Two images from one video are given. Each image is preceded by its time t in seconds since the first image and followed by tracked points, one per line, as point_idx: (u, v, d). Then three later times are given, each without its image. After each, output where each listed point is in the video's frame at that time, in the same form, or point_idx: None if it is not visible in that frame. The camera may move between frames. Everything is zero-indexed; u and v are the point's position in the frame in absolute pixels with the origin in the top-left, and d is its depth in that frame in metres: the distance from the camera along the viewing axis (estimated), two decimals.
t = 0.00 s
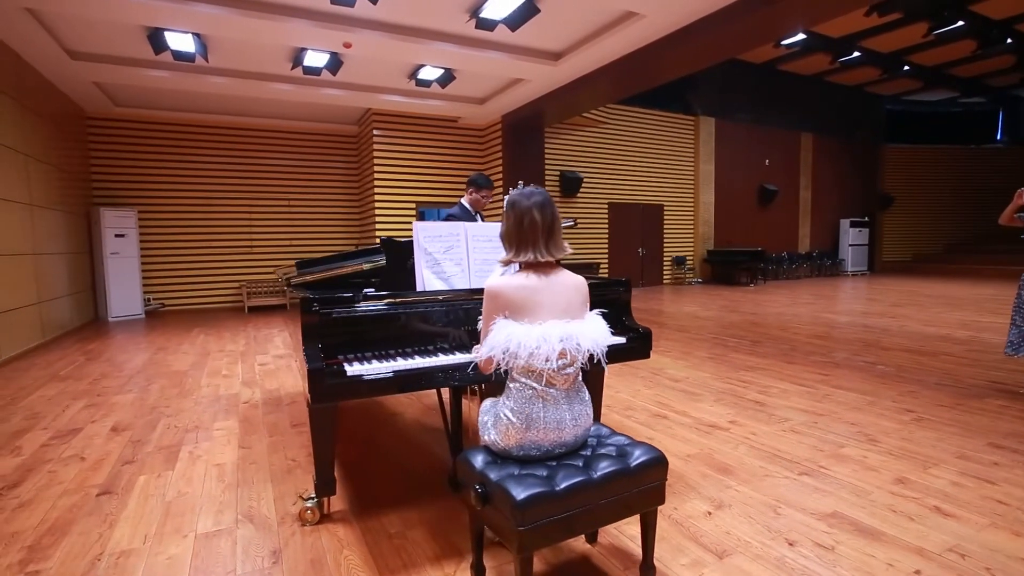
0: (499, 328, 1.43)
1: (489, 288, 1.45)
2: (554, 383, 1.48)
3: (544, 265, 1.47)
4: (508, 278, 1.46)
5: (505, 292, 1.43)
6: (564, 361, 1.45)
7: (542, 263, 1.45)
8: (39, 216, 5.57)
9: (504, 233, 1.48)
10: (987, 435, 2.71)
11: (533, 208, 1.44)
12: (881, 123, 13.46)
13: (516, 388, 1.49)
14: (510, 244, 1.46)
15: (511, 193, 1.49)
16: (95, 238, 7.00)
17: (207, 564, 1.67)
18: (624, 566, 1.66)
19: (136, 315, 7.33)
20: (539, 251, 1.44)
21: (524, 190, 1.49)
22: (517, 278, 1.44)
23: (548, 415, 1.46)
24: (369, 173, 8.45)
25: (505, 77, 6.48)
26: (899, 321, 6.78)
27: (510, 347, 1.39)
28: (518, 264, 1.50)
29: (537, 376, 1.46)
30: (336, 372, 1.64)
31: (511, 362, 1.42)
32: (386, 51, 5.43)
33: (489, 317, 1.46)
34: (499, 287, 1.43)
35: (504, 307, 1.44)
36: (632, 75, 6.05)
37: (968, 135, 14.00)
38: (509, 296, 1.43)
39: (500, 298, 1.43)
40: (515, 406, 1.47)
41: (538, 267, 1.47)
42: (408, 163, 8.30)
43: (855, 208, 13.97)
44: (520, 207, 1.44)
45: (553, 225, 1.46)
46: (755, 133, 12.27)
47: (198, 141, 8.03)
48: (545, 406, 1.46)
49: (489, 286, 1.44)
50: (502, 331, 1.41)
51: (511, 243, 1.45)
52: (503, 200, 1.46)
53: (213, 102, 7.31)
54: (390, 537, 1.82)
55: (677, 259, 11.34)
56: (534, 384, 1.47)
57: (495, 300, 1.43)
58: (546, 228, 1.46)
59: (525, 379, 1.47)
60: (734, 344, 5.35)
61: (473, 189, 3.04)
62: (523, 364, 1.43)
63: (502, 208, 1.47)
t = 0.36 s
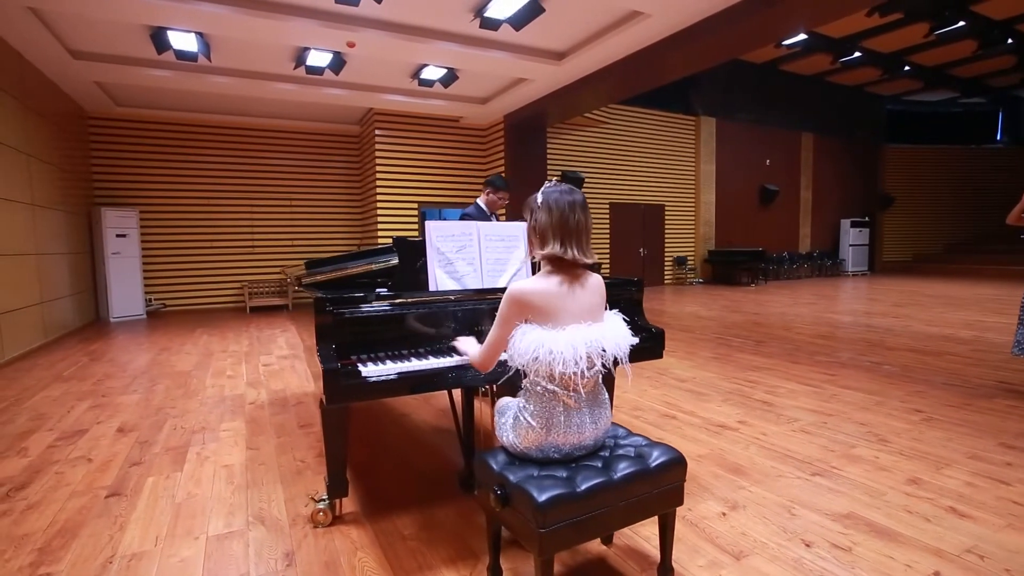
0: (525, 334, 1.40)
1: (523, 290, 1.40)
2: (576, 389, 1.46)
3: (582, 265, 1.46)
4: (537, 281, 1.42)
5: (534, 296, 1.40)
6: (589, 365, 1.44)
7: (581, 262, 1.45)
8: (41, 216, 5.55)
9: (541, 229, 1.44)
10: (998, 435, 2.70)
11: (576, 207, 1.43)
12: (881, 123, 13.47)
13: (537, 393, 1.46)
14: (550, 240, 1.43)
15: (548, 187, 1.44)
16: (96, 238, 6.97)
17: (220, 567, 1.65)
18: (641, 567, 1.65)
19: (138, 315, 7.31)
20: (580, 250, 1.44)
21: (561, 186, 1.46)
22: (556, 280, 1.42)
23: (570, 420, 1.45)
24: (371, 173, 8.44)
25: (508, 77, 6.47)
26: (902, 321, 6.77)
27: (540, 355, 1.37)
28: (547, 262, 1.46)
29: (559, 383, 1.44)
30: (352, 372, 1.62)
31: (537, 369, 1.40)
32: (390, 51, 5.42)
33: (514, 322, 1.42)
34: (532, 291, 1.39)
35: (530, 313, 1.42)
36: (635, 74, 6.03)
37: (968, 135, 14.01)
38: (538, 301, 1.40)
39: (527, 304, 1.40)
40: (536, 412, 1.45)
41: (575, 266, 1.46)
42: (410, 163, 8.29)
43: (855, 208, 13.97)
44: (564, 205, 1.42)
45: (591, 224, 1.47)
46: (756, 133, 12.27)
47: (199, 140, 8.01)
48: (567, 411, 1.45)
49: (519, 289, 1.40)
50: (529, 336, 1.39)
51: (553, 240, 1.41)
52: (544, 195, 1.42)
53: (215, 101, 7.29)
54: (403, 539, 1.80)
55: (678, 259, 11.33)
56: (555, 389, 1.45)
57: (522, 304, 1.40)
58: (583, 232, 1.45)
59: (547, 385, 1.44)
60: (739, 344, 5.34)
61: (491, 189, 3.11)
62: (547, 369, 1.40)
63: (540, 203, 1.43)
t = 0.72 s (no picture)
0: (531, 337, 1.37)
1: (515, 291, 1.40)
2: (589, 389, 1.43)
3: (568, 272, 1.43)
4: (535, 284, 1.41)
5: (533, 298, 1.38)
6: (599, 364, 1.41)
7: (568, 270, 1.42)
8: (44, 216, 5.53)
9: (537, 229, 1.45)
10: (1010, 435, 2.69)
11: (574, 214, 1.41)
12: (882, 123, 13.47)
13: (550, 397, 1.43)
14: (541, 241, 1.43)
15: (556, 191, 1.46)
16: (98, 238, 6.94)
17: (233, 570, 1.63)
18: (659, 569, 1.63)
19: (140, 315, 7.28)
20: (569, 257, 1.42)
21: (569, 192, 1.46)
22: (543, 283, 1.40)
23: (585, 421, 1.42)
24: (373, 173, 8.43)
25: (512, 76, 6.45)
26: (905, 321, 6.76)
27: (549, 357, 1.33)
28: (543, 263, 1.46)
29: (571, 384, 1.40)
30: (369, 373, 1.61)
31: (547, 372, 1.36)
32: (394, 50, 5.41)
33: (516, 327, 1.40)
34: (527, 292, 1.38)
35: (532, 316, 1.39)
36: (639, 74, 6.02)
37: (969, 135, 14.02)
38: (537, 303, 1.38)
39: (527, 307, 1.38)
40: (551, 415, 1.42)
41: (561, 271, 1.44)
42: (413, 163, 8.28)
43: (856, 208, 13.96)
44: (562, 209, 1.41)
45: (589, 235, 1.44)
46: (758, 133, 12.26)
47: (201, 140, 7.99)
48: (582, 413, 1.42)
49: (516, 292, 1.39)
50: (534, 340, 1.36)
51: (542, 241, 1.42)
52: (545, 196, 1.43)
53: (217, 101, 7.28)
54: (417, 541, 1.79)
55: (680, 259, 11.32)
56: (568, 391, 1.41)
57: (522, 307, 1.38)
58: (581, 237, 1.43)
59: (559, 388, 1.41)
60: (744, 344, 5.33)
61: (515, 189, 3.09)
62: (557, 373, 1.36)
63: (541, 203, 1.44)
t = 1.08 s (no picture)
0: (541, 334, 1.35)
1: (522, 287, 1.37)
2: (606, 386, 1.40)
3: (576, 266, 1.39)
4: (545, 278, 1.38)
5: (543, 293, 1.34)
6: (615, 360, 1.37)
7: (575, 263, 1.39)
8: (45, 216, 5.50)
9: (541, 227, 1.43)
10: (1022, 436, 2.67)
11: (575, 208, 1.38)
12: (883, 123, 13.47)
13: (566, 396, 1.41)
14: (545, 238, 1.41)
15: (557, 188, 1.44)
16: (99, 239, 6.91)
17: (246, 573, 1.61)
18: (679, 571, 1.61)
19: (141, 315, 7.26)
20: (573, 251, 1.38)
21: (571, 188, 1.43)
22: (551, 278, 1.37)
23: (604, 419, 1.39)
24: (375, 173, 8.40)
25: (515, 75, 6.43)
26: (909, 321, 6.74)
27: (561, 354, 1.30)
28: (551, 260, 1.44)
29: (586, 382, 1.38)
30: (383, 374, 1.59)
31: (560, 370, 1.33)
32: (398, 49, 5.38)
33: (527, 323, 1.37)
34: (536, 288, 1.35)
35: (543, 313, 1.36)
36: (643, 73, 6.00)
37: (970, 134, 14.02)
38: (547, 298, 1.35)
39: (537, 303, 1.35)
40: (567, 415, 1.39)
41: (568, 266, 1.40)
42: (415, 162, 8.26)
43: (857, 208, 13.96)
44: (563, 203, 1.39)
45: (593, 228, 1.40)
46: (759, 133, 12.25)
47: (202, 139, 7.96)
48: (600, 410, 1.38)
49: (524, 288, 1.36)
50: (546, 338, 1.33)
51: (546, 238, 1.40)
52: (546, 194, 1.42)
53: (219, 100, 7.25)
54: (431, 543, 1.77)
55: (682, 259, 11.31)
56: (584, 389, 1.39)
57: (532, 303, 1.35)
58: (585, 230, 1.39)
59: (575, 386, 1.39)
60: (749, 344, 5.31)
61: (537, 185, 3.08)
62: (571, 370, 1.33)
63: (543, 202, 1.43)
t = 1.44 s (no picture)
0: (571, 334, 1.32)
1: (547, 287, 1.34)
2: (631, 387, 1.38)
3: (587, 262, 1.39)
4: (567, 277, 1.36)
5: (570, 292, 1.31)
6: (641, 361, 1.35)
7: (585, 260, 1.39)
8: (47, 216, 5.46)
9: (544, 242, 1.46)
10: None
11: (568, 211, 1.42)
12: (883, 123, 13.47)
13: (590, 397, 1.39)
14: (549, 249, 1.44)
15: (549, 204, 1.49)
16: (100, 239, 6.88)
17: None
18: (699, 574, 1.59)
19: (142, 316, 7.22)
20: (578, 249, 1.39)
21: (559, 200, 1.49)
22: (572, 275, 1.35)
23: (628, 421, 1.36)
24: (377, 172, 8.38)
25: (518, 74, 6.41)
26: (913, 321, 6.73)
27: (588, 355, 1.28)
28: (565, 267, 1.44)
29: (612, 384, 1.37)
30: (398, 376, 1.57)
31: (586, 371, 1.32)
32: (402, 47, 5.35)
33: (554, 323, 1.35)
34: (562, 286, 1.31)
35: (570, 312, 1.33)
36: (647, 73, 5.97)
37: (971, 134, 14.01)
38: (574, 298, 1.31)
39: (564, 303, 1.32)
40: (592, 416, 1.37)
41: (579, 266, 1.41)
42: (417, 161, 8.23)
43: (857, 208, 13.94)
44: (555, 212, 1.43)
45: (592, 223, 1.41)
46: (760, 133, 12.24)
47: (203, 138, 7.92)
48: (624, 412, 1.37)
49: (549, 288, 1.33)
50: (573, 339, 1.31)
51: (549, 247, 1.42)
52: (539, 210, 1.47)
53: (221, 100, 7.23)
54: (447, 546, 1.75)
55: (683, 259, 11.29)
56: (609, 390, 1.37)
57: (559, 303, 1.31)
58: (582, 229, 1.41)
59: (600, 387, 1.37)
60: (754, 344, 5.30)
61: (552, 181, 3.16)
62: (599, 371, 1.32)
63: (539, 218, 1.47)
